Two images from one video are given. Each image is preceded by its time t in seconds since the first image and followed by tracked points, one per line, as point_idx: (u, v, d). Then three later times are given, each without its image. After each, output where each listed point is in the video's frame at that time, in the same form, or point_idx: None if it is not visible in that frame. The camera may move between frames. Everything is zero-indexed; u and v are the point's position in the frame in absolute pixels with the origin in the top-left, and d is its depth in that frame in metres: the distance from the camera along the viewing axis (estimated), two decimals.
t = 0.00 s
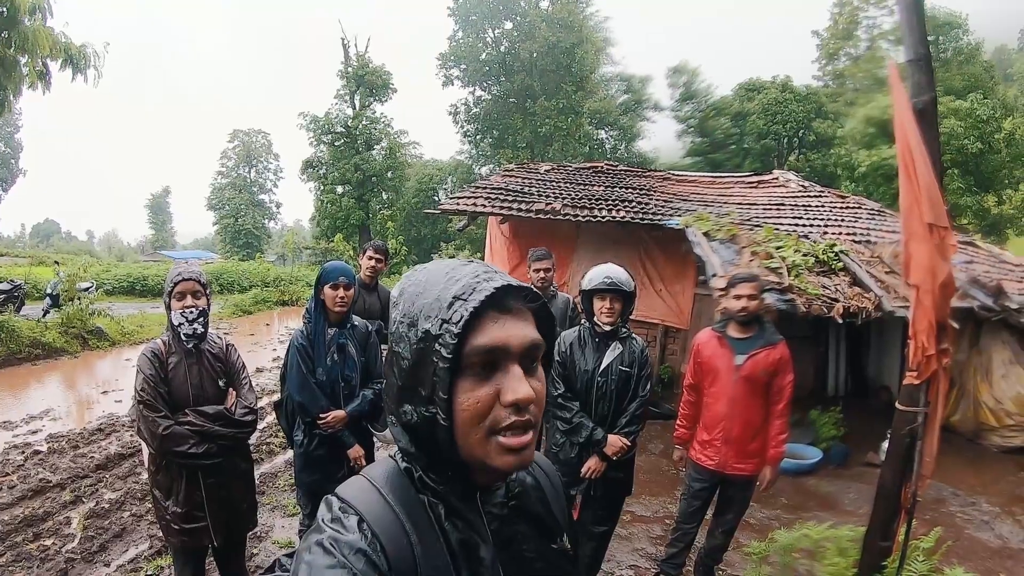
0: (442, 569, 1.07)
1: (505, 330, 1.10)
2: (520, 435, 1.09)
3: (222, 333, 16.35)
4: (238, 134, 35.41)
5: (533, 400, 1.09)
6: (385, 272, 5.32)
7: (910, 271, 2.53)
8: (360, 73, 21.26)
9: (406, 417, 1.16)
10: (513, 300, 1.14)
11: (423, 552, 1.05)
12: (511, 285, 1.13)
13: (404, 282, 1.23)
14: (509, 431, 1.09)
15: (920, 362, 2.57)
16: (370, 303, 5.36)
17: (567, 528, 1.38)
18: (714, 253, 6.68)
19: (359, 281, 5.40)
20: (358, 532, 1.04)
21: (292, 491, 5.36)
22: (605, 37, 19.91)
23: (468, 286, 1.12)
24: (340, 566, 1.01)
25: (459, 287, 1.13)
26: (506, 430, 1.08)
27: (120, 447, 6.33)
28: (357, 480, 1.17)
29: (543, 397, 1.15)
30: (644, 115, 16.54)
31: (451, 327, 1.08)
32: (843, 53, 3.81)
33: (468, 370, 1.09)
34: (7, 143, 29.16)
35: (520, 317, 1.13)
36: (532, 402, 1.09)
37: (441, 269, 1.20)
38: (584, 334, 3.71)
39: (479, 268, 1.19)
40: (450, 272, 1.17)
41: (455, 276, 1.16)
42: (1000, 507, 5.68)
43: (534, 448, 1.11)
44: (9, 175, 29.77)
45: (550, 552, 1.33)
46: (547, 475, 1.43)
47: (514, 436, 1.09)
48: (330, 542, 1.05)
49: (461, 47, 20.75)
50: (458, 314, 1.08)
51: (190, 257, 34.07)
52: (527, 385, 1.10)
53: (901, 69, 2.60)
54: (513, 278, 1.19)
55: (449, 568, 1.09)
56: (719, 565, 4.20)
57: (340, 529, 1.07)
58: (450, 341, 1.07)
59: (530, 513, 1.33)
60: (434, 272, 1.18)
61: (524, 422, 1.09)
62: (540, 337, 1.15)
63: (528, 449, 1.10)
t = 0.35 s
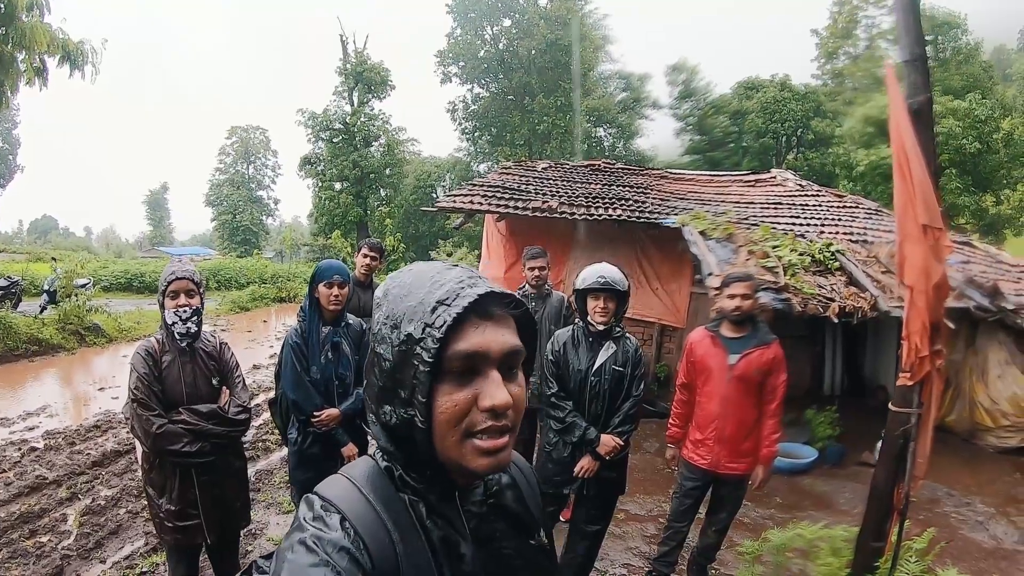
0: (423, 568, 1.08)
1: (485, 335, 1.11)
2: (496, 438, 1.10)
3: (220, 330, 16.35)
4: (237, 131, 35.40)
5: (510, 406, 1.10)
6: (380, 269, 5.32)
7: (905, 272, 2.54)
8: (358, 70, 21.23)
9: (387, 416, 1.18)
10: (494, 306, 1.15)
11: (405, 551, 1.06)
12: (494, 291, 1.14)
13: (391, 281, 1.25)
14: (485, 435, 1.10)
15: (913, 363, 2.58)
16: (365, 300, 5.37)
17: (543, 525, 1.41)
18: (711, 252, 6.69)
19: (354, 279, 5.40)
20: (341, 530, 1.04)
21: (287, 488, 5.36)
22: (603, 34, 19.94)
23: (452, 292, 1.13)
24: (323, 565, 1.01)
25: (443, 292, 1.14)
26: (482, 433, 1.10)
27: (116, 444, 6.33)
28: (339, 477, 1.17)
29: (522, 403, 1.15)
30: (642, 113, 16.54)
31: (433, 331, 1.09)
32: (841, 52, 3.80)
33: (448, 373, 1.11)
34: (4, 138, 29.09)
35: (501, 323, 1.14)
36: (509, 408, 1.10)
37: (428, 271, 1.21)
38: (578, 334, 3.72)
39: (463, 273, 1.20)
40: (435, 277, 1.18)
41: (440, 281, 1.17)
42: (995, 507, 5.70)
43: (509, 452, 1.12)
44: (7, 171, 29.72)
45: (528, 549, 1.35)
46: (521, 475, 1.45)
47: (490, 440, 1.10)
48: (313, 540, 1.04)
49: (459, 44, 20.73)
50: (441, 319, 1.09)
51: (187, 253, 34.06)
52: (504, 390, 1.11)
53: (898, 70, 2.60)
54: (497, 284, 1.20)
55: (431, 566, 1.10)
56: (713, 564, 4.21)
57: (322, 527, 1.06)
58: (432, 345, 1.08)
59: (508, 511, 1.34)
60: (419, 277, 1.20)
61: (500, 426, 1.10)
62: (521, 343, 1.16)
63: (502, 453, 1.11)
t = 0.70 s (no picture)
0: (407, 562, 1.07)
1: (451, 326, 1.11)
2: (458, 430, 1.09)
3: (224, 329, 16.38)
4: (241, 131, 35.49)
5: (473, 398, 1.09)
6: (383, 267, 5.32)
7: (908, 269, 2.51)
8: (363, 69, 21.25)
9: (368, 407, 1.20)
10: (467, 298, 1.15)
11: (389, 542, 1.06)
12: (466, 282, 1.14)
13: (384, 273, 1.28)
14: (447, 427, 1.09)
15: (917, 361, 2.55)
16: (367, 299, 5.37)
17: (537, 525, 1.39)
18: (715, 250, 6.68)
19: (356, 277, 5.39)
20: (325, 521, 1.04)
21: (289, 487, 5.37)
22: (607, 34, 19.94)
23: (426, 283, 1.14)
24: (306, 555, 1.01)
25: (416, 283, 1.15)
26: (444, 425, 1.09)
27: (120, 443, 6.35)
28: (328, 468, 1.17)
29: (494, 397, 1.13)
30: (646, 112, 16.52)
31: (402, 321, 1.11)
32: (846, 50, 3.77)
33: (414, 364, 1.12)
34: (11, 139, 29.20)
35: (473, 315, 1.14)
36: (471, 400, 1.09)
37: (412, 265, 1.23)
38: (580, 331, 3.71)
39: (444, 266, 1.21)
40: (416, 270, 1.19)
41: (417, 273, 1.18)
42: (1000, 507, 5.67)
43: (476, 447, 1.10)
44: (13, 172, 29.84)
45: (519, 549, 1.32)
46: (512, 474, 1.43)
47: (453, 433, 1.09)
48: (298, 531, 1.04)
49: (463, 43, 20.73)
50: (410, 309, 1.11)
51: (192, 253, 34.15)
52: (467, 382, 1.10)
53: (901, 67, 2.57)
54: (477, 276, 1.20)
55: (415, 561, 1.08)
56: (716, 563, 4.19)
57: (307, 518, 1.06)
58: (401, 336, 1.10)
59: (498, 511, 1.31)
60: (402, 271, 1.21)
61: (464, 418, 1.09)
62: (493, 336, 1.15)
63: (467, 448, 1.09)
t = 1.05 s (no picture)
0: (408, 561, 1.07)
1: (456, 324, 1.11)
2: (465, 428, 1.08)
3: (228, 326, 16.42)
4: (244, 128, 35.55)
5: (479, 397, 1.08)
6: (387, 265, 5.33)
7: (913, 266, 2.50)
8: (365, 67, 21.22)
9: (372, 405, 1.19)
10: (471, 296, 1.14)
11: (391, 540, 1.06)
12: (471, 281, 1.14)
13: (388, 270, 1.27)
14: (453, 425, 1.09)
15: (922, 359, 2.54)
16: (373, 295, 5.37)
17: (540, 524, 1.39)
18: (719, 247, 6.69)
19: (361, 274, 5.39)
20: (328, 519, 1.04)
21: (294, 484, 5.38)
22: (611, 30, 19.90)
23: (431, 281, 1.13)
24: (308, 554, 1.00)
25: (421, 280, 1.14)
26: (450, 423, 1.08)
27: (124, 441, 6.37)
28: (331, 468, 1.16)
29: (499, 394, 1.13)
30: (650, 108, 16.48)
31: (407, 320, 1.10)
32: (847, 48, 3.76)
33: (420, 362, 1.12)
34: (15, 137, 29.30)
35: (478, 313, 1.13)
36: (477, 398, 1.08)
37: (414, 263, 1.22)
38: (585, 329, 3.72)
39: (447, 264, 1.20)
40: (419, 268, 1.18)
41: (421, 270, 1.18)
42: (1004, 506, 5.64)
43: (481, 444, 1.10)
44: (17, 170, 29.98)
45: (520, 546, 1.31)
46: (516, 471, 1.43)
47: (460, 430, 1.08)
48: (300, 530, 1.04)
49: (467, 40, 20.69)
50: (414, 308, 1.10)
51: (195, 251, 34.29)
52: (473, 380, 1.09)
53: (907, 63, 2.57)
54: (480, 274, 1.19)
55: (415, 561, 1.08)
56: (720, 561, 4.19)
57: (309, 517, 1.06)
58: (406, 334, 1.09)
59: (500, 508, 1.30)
60: (406, 268, 1.21)
61: (470, 416, 1.08)
62: (498, 334, 1.14)
63: (473, 446, 1.09)
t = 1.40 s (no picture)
0: (417, 566, 1.07)
1: (482, 332, 1.11)
2: (496, 431, 1.10)
3: (223, 318, 16.39)
4: (242, 118, 35.41)
5: (508, 401, 1.10)
6: (385, 259, 5.31)
7: (912, 270, 2.50)
8: (364, 59, 21.13)
9: (379, 412, 1.17)
10: (491, 303, 1.15)
11: (399, 547, 1.06)
12: (491, 288, 1.14)
13: (388, 274, 1.24)
14: (486, 428, 1.10)
15: (920, 363, 2.55)
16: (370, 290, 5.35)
17: (539, 520, 1.40)
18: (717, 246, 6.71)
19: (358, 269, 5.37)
20: (336, 529, 1.04)
21: (290, 478, 5.38)
22: (610, 25, 19.82)
23: (448, 288, 1.13)
24: (319, 564, 1.00)
25: (438, 287, 1.13)
26: (483, 427, 1.09)
27: (120, 433, 6.36)
28: (334, 475, 1.15)
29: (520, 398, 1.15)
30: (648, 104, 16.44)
31: (429, 328, 1.09)
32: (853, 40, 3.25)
33: (445, 369, 1.10)
34: (10, 124, 29.10)
35: (496, 319, 1.14)
36: (508, 402, 1.10)
37: (422, 268, 1.20)
38: (583, 328, 3.71)
39: (457, 270, 1.19)
40: (429, 273, 1.17)
41: (434, 275, 1.17)
42: (997, 508, 5.69)
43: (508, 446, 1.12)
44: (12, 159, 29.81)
45: (522, 545, 1.33)
46: (514, 468, 1.43)
47: (491, 432, 1.10)
48: (308, 540, 1.03)
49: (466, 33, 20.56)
50: (436, 316, 1.09)
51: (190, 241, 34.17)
52: (502, 385, 1.11)
53: (909, 63, 2.58)
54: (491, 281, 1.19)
55: (423, 565, 1.08)
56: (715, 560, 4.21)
57: (317, 526, 1.05)
58: (429, 342, 1.07)
59: (502, 507, 1.32)
60: (413, 273, 1.19)
61: (499, 419, 1.10)
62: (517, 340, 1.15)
63: (504, 446, 1.11)
